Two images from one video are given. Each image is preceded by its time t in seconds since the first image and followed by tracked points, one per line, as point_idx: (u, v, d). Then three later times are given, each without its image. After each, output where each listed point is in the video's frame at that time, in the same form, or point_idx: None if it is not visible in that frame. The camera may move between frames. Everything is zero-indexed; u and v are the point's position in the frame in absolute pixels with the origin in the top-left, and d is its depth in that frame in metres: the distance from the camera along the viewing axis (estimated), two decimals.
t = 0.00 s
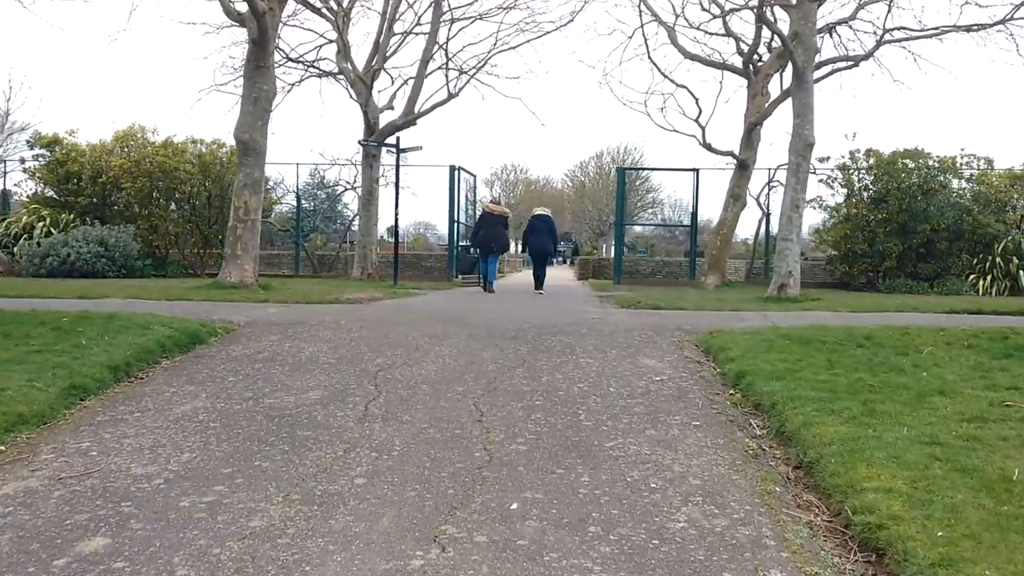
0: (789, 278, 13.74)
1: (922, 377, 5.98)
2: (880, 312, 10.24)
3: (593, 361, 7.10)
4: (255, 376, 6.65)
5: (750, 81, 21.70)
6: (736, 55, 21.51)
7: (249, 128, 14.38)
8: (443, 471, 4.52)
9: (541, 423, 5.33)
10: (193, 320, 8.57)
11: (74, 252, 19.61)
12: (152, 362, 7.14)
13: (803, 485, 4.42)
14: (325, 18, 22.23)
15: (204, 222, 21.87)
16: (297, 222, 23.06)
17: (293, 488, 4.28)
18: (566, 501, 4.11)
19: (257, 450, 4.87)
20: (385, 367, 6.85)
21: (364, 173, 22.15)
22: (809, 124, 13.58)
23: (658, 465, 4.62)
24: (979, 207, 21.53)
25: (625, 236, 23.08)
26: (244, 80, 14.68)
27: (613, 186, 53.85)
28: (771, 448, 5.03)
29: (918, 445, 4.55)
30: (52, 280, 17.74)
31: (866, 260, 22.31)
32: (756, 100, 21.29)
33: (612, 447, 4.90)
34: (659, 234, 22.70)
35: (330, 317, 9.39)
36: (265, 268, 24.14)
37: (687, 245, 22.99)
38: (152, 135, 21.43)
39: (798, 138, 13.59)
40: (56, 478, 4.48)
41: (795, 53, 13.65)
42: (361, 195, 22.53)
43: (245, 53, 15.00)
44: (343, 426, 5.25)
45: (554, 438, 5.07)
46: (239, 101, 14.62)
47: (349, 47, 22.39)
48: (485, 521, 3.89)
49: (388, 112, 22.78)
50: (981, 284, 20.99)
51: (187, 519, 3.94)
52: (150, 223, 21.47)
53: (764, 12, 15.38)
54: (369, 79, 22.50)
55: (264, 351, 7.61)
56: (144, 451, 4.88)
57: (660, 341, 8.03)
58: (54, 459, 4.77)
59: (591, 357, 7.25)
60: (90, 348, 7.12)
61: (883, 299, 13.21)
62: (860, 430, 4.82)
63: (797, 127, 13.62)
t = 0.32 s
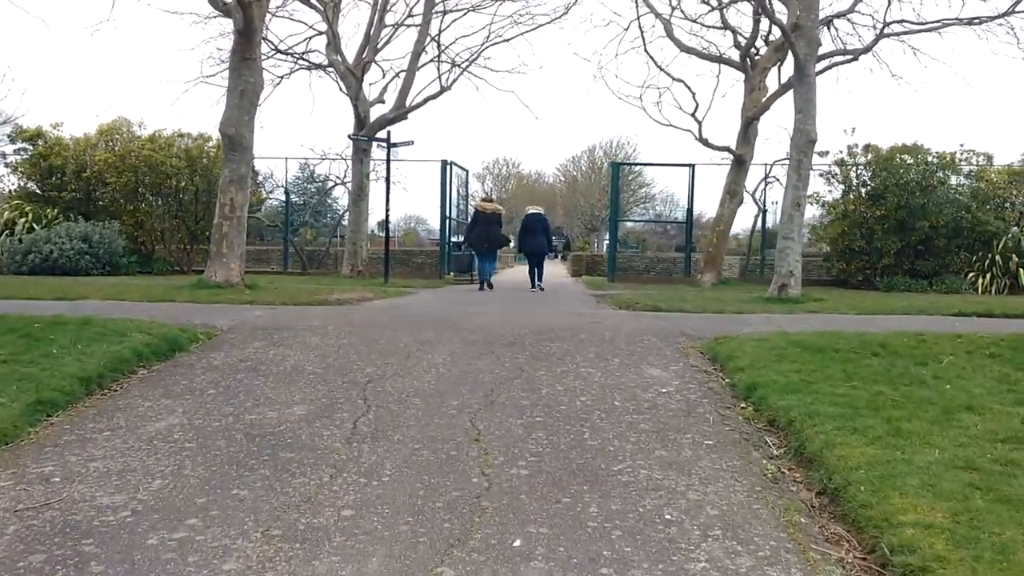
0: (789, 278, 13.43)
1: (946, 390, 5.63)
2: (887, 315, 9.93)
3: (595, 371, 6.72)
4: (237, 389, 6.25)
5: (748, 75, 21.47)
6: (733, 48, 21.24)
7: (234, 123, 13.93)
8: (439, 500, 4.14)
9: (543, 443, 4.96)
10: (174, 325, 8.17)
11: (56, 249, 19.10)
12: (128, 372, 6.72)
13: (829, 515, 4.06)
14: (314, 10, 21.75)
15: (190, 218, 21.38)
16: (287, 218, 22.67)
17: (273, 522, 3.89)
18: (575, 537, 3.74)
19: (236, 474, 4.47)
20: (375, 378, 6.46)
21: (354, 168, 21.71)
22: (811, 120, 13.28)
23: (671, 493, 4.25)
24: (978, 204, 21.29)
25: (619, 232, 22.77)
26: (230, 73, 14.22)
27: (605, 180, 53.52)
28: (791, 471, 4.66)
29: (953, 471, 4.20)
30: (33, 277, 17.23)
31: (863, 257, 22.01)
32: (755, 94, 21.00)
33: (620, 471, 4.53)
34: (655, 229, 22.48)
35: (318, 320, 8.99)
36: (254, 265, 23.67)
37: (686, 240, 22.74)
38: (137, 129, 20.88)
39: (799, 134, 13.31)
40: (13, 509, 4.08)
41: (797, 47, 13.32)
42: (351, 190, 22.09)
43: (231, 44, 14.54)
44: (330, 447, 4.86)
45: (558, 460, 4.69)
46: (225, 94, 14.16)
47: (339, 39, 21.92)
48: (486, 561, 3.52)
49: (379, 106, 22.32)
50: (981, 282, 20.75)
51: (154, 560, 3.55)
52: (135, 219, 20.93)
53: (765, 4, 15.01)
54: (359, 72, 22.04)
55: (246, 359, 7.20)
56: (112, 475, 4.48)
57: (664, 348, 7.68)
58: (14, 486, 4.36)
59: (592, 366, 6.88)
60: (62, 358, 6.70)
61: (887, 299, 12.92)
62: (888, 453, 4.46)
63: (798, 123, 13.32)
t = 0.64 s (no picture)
0: (792, 276, 13.15)
1: (975, 399, 5.33)
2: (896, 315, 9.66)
3: (601, 377, 6.39)
4: (223, 398, 5.87)
5: (746, 70, 21.18)
6: (731, 43, 20.95)
7: (222, 116, 13.51)
8: (443, 526, 3.79)
9: (552, 459, 4.61)
10: (157, 328, 7.80)
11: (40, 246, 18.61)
12: (106, 379, 6.33)
13: (867, 541, 3.73)
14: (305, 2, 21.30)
15: (178, 214, 20.91)
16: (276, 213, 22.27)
17: (261, 552, 3.54)
18: (593, 569, 3.40)
19: (220, 496, 4.11)
20: (369, 386, 6.10)
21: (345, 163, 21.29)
22: (815, 114, 13.02)
23: (694, 516, 3.92)
24: (978, 200, 21.08)
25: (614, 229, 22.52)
26: (217, 66, 13.80)
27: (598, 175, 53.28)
28: (819, 489, 4.33)
29: (999, 492, 3.89)
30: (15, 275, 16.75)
31: (861, 254, 21.75)
32: (753, 89, 20.75)
33: (637, 492, 4.19)
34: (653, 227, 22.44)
35: (308, 322, 8.62)
36: (243, 262, 23.23)
37: (683, 238, 22.57)
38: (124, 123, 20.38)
39: (803, 129, 13.04)
40: None
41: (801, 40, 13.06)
42: (342, 186, 21.68)
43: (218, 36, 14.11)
44: (323, 465, 4.51)
45: (569, 478, 4.35)
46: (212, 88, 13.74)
47: (330, 32, 21.49)
48: None
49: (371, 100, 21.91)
50: (981, 280, 20.55)
51: None
52: (121, 215, 20.48)
53: None
54: (351, 65, 21.62)
55: (233, 365, 6.83)
56: (85, 498, 4.11)
57: (671, 352, 7.35)
58: None
59: (598, 371, 6.54)
60: (37, 365, 6.31)
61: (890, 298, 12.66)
62: (925, 471, 4.14)
63: (802, 117, 13.07)
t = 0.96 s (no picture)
0: (795, 277, 12.88)
1: (1011, 416, 5.01)
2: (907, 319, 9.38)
3: (610, 390, 6.04)
4: (209, 414, 5.48)
5: (743, 64, 20.88)
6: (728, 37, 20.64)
7: (209, 111, 13.08)
8: (451, 568, 3.43)
9: (566, 487, 4.25)
10: (139, 336, 7.39)
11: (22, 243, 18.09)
12: (84, 394, 5.92)
13: None
14: None
15: (164, 210, 20.42)
16: (265, 208, 21.79)
17: None
18: None
19: (203, 533, 3.72)
20: (364, 401, 5.73)
21: (335, 159, 20.83)
22: (819, 111, 12.75)
23: (727, 555, 3.57)
24: (977, 197, 20.88)
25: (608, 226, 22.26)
26: (204, 59, 13.35)
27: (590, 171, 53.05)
28: (856, 519, 3.99)
29: None
30: None
31: (859, 252, 21.50)
32: (751, 84, 20.47)
33: (661, 525, 3.84)
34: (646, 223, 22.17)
35: (298, 327, 8.24)
36: (231, 259, 22.76)
37: (676, 234, 22.28)
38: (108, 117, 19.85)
39: (806, 126, 12.76)
40: None
41: (805, 34, 12.79)
42: (332, 182, 21.25)
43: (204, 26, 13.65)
44: (316, 495, 4.13)
45: (586, 510, 3.99)
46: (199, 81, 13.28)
47: (320, 24, 21.02)
48: None
49: (362, 94, 21.49)
50: (980, 278, 20.35)
51: None
52: (106, 211, 19.99)
53: None
54: (341, 59, 21.16)
55: (220, 376, 6.44)
56: (54, 536, 3.71)
57: (680, 361, 7.02)
58: None
59: (606, 384, 6.19)
60: (10, 378, 5.89)
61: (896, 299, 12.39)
62: (975, 502, 3.81)
63: (806, 114, 12.80)
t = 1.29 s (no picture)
0: (798, 276, 12.62)
1: None
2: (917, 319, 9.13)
3: (620, 395, 5.72)
4: (195, 422, 5.13)
5: (739, 61, 20.62)
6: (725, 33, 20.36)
7: (196, 105, 12.70)
8: None
9: (581, 504, 3.93)
10: (122, 337, 7.03)
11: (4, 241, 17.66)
12: (61, 399, 5.56)
13: None
14: None
15: (151, 207, 20.00)
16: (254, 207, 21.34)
17: None
18: None
19: (186, 557, 3.39)
20: (361, 408, 5.39)
21: (325, 156, 20.45)
22: (822, 106, 12.48)
23: None
24: (974, 196, 20.71)
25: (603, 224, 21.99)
26: (190, 51, 12.97)
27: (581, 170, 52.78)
28: (897, 538, 3.68)
29: None
30: None
31: (856, 251, 21.30)
32: (747, 81, 20.21)
33: (688, 546, 3.53)
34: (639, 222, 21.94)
35: (289, 328, 7.90)
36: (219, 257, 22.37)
37: (671, 232, 22.13)
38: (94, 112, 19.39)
39: (810, 121, 12.48)
40: None
41: (808, 28, 12.52)
42: (323, 179, 20.85)
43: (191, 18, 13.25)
44: (310, 513, 3.79)
45: (604, 529, 3.67)
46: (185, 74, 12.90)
47: (310, 18, 20.63)
48: None
49: (353, 90, 21.11)
50: (979, 277, 20.19)
51: None
52: (91, 208, 19.51)
53: None
54: (331, 54, 20.78)
55: (206, 380, 6.09)
56: (20, 561, 3.36)
57: (690, 363, 6.72)
58: None
59: (615, 389, 5.87)
60: None
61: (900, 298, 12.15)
62: None
63: (809, 109, 12.53)
